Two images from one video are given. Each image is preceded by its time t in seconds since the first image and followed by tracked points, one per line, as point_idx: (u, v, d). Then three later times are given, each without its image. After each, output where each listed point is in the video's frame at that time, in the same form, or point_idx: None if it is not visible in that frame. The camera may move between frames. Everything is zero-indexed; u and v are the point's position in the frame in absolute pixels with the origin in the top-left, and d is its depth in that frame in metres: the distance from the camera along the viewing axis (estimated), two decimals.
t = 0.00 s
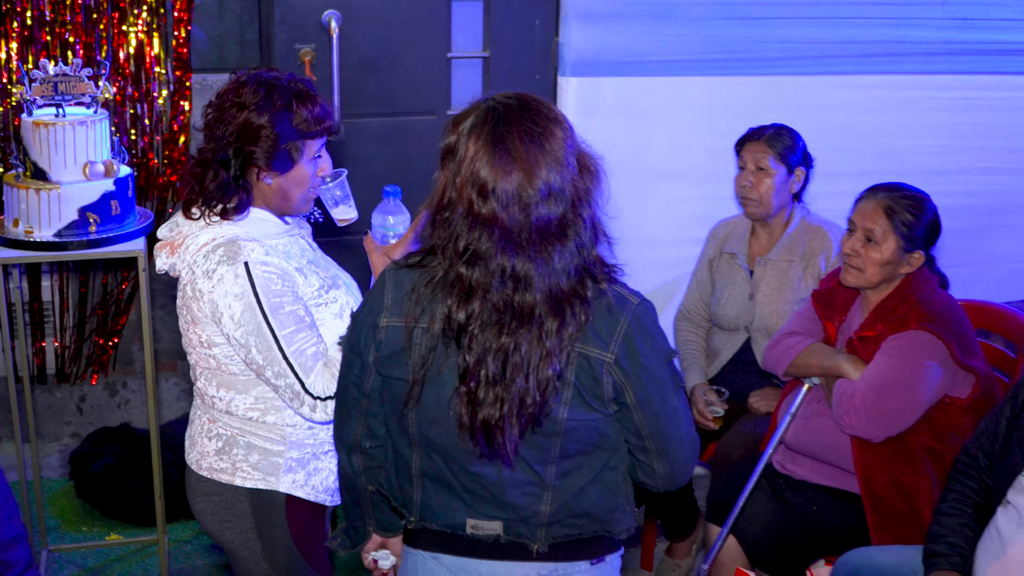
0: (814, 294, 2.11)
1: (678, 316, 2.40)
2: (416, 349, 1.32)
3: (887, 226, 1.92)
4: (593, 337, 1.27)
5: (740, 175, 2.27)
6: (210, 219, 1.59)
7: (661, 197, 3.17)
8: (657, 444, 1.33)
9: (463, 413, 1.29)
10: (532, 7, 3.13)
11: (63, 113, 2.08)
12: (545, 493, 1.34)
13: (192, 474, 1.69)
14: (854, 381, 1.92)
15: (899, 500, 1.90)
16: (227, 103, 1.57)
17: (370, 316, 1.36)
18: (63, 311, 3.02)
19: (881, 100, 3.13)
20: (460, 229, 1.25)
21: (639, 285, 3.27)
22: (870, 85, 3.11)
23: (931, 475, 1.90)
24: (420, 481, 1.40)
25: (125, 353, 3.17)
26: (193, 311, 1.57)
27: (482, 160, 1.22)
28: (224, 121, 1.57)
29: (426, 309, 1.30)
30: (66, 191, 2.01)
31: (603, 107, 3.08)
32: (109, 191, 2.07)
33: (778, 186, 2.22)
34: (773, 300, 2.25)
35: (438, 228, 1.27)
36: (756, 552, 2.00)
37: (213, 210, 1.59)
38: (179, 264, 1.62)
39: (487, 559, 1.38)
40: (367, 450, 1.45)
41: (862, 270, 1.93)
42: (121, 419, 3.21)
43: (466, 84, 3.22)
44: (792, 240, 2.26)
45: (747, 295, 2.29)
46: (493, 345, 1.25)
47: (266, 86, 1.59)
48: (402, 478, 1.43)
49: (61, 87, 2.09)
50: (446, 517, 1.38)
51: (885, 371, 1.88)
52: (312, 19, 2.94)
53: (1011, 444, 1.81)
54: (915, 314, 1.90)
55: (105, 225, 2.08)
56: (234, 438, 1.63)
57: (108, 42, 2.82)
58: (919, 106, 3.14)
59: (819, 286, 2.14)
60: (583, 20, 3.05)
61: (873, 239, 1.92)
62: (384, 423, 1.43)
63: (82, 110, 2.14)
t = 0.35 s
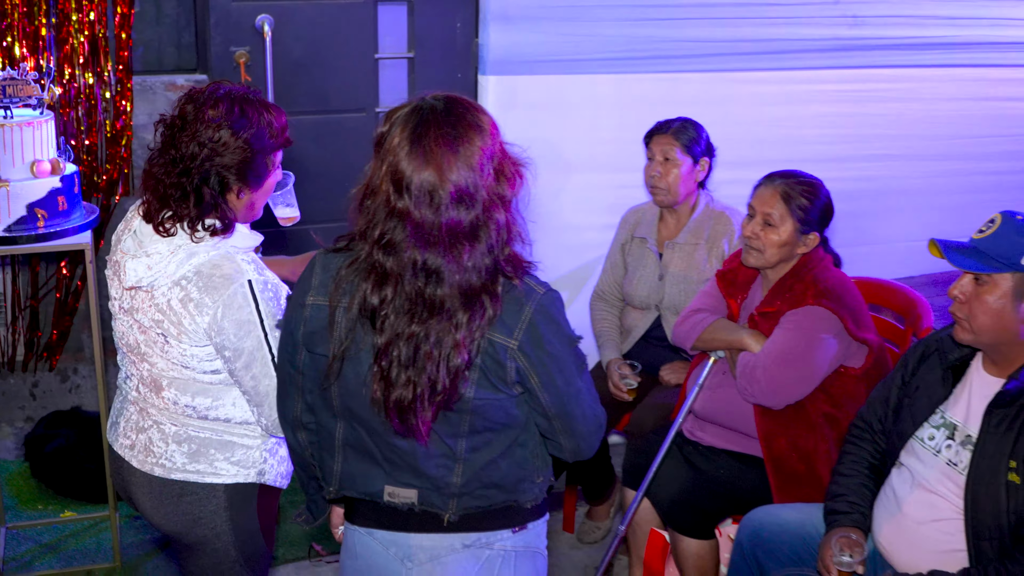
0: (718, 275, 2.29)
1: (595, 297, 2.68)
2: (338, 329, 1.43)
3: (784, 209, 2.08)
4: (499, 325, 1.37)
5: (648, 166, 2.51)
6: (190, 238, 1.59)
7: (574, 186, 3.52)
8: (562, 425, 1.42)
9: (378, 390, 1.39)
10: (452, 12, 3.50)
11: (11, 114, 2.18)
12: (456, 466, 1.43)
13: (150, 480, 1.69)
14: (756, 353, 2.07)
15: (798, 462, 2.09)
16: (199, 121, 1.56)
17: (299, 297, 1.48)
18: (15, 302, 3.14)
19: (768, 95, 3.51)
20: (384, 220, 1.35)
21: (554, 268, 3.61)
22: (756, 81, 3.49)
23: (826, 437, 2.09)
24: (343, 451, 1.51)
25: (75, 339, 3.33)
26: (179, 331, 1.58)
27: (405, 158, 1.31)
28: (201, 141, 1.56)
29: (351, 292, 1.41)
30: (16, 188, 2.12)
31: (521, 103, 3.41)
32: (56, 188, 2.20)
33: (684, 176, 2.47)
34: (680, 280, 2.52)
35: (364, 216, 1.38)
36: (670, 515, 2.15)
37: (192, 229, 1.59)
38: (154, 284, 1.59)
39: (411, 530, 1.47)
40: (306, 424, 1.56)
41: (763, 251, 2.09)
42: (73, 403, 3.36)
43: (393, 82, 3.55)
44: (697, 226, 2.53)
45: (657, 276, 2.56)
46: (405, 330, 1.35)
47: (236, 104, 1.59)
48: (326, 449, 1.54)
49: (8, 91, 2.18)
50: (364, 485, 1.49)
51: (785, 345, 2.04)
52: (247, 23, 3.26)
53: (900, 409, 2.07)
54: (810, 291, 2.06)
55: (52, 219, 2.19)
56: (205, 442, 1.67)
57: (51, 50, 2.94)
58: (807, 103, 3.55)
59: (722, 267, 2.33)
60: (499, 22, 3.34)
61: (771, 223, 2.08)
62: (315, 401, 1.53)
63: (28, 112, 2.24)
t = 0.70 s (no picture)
0: (643, 263, 2.64)
1: (536, 281, 3.19)
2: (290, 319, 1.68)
3: (697, 206, 2.42)
4: (434, 300, 1.62)
5: (582, 167, 2.95)
6: (196, 236, 1.84)
7: (517, 186, 3.97)
8: (497, 385, 1.71)
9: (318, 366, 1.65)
10: (408, 33, 3.84)
11: (13, 125, 2.43)
12: (409, 429, 1.70)
13: (145, 457, 1.94)
14: (676, 330, 2.40)
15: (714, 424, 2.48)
16: (223, 142, 1.84)
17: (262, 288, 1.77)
18: (23, 296, 3.62)
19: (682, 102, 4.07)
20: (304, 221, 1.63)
21: (497, 258, 4.07)
22: (670, 94, 4.04)
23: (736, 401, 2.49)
24: (309, 425, 1.79)
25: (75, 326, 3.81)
26: (180, 316, 1.83)
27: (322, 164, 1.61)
28: (224, 159, 1.84)
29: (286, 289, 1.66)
30: (17, 191, 2.37)
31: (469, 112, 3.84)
32: (54, 191, 2.45)
33: (611, 177, 2.92)
34: (608, 267, 3.01)
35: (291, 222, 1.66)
36: (604, 471, 2.52)
37: (198, 229, 1.84)
38: (156, 275, 1.83)
39: (368, 487, 1.75)
40: (278, 405, 1.83)
41: (681, 242, 2.44)
42: (74, 381, 3.84)
43: (357, 96, 3.90)
44: (623, 219, 2.99)
45: (589, 264, 3.06)
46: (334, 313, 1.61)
47: (256, 134, 1.88)
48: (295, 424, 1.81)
49: (9, 104, 2.46)
50: (330, 453, 1.76)
51: (699, 322, 2.36)
52: (225, 44, 3.64)
53: (801, 376, 2.46)
54: (719, 276, 2.39)
55: (52, 220, 2.45)
56: (195, 422, 1.93)
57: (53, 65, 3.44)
58: (711, 112, 4.12)
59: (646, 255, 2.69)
60: (450, 43, 3.76)
61: (687, 218, 2.42)
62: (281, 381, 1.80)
63: (30, 123, 2.50)
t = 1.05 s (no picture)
0: (596, 253, 2.94)
1: (498, 272, 3.47)
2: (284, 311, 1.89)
3: (645, 201, 2.68)
4: (419, 279, 1.87)
5: (539, 167, 3.21)
6: (184, 221, 2.07)
7: (483, 184, 4.23)
8: (477, 355, 1.97)
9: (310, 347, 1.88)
10: (381, 46, 4.11)
11: (17, 130, 2.64)
12: (403, 401, 1.94)
13: (133, 420, 2.17)
14: (625, 314, 2.67)
15: (661, 397, 2.88)
16: (219, 141, 2.09)
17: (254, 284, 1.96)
18: (28, 284, 3.93)
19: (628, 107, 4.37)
20: (289, 220, 1.88)
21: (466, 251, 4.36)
22: (624, 99, 4.35)
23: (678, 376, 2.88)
24: (316, 405, 1.98)
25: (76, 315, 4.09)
26: (166, 294, 2.06)
27: (298, 168, 1.87)
28: (218, 155, 2.08)
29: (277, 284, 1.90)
30: (21, 191, 2.58)
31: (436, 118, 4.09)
32: (57, 191, 2.68)
33: (567, 176, 3.19)
34: (565, 259, 3.29)
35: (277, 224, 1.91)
36: (562, 441, 2.92)
37: (186, 216, 2.07)
38: (145, 255, 2.06)
39: (357, 460, 1.97)
40: (270, 393, 2.05)
41: (629, 235, 2.71)
42: (77, 365, 4.13)
43: (335, 103, 4.18)
44: (577, 214, 3.27)
45: (546, 255, 3.34)
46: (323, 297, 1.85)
47: (247, 137, 2.12)
48: (298, 405, 2.00)
49: (14, 111, 2.68)
50: (336, 429, 1.97)
51: (646, 307, 2.62)
52: (212, 57, 3.90)
53: (736, 351, 2.76)
54: (665, 265, 2.66)
55: (55, 216, 2.68)
56: (177, 390, 2.16)
57: (52, 77, 3.70)
58: (656, 115, 4.43)
59: (598, 246, 2.97)
60: (418, 55, 4.00)
61: (636, 212, 2.68)
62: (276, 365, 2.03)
63: (34, 129, 2.72)
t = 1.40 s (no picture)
0: (580, 239, 3.22)
1: (492, 257, 3.76)
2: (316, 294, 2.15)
3: (623, 192, 2.95)
4: (434, 271, 2.14)
5: (528, 164, 3.47)
6: (201, 202, 2.34)
7: (477, 179, 4.48)
8: (485, 338, 2.26)
9: (363, 321, 2.13)
10: (384, 52, 4.46)
11: (50, 129, 2.90)
12: (416, 376, 2.23)
13: (166, 388, 2.44)
14: (607, 295, 2.94)
15: (640, 371, 3.19)
16: (230, 130, 2.38)
17: (287, 268, 2.24)
18: (65, 273, 4.21)
19: (612, 106, 4.64)
20: (338, 213, 2.09)
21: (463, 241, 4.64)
22: (610, 98, 4.62)
23: (655, 351, 3.18)
24: (336, 381, 2.27)
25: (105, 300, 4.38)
26: (187, 270, 2.32)
27: (341, 165, 2.09)
28: (229, 141, 2.37)
29: (327, 270, 2.11)
30: (56, 186, 2.83)
31: (435, 115, 4.33)
32: (88, 185, 2.93)
33: (555, 171, 3.45)
34: (553, 247, 3.57)
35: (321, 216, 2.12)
36: (551, 412, 3.22)
37: (203, 197, 2.34)
38: (168, 235, 2.34)
39: (382, 430, 2.26)
40: (305, 363, 2.35)
41: (608, 223, 3.00)
42: (109, 343, 4.39)
43: (341, 105, 4.56)
44: (564, 205, 3.54)
45: (536, 242, 3.63)
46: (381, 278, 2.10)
47: (253, 127, 2.42)
48: (322, 380, 2.31)
49: (47, 112, 2.97)
50: (354, 401, 2.27)
51: (626, 288, 2.90)
52: (230, 63, 4.26)
53: (708, 328, 3.05)
54: (642, 251, 2.94)
55: (89, 208, 2.93)
56: (204, 361, 2.42)
57: (84, 83, 4.06)
58: (637, 112, 4.71)
59: (582, 233, 3.25)
60: (418, 61, 4.25)
61: (614, 203, 2.96)
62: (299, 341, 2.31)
63: (65, 128, 2.95)
